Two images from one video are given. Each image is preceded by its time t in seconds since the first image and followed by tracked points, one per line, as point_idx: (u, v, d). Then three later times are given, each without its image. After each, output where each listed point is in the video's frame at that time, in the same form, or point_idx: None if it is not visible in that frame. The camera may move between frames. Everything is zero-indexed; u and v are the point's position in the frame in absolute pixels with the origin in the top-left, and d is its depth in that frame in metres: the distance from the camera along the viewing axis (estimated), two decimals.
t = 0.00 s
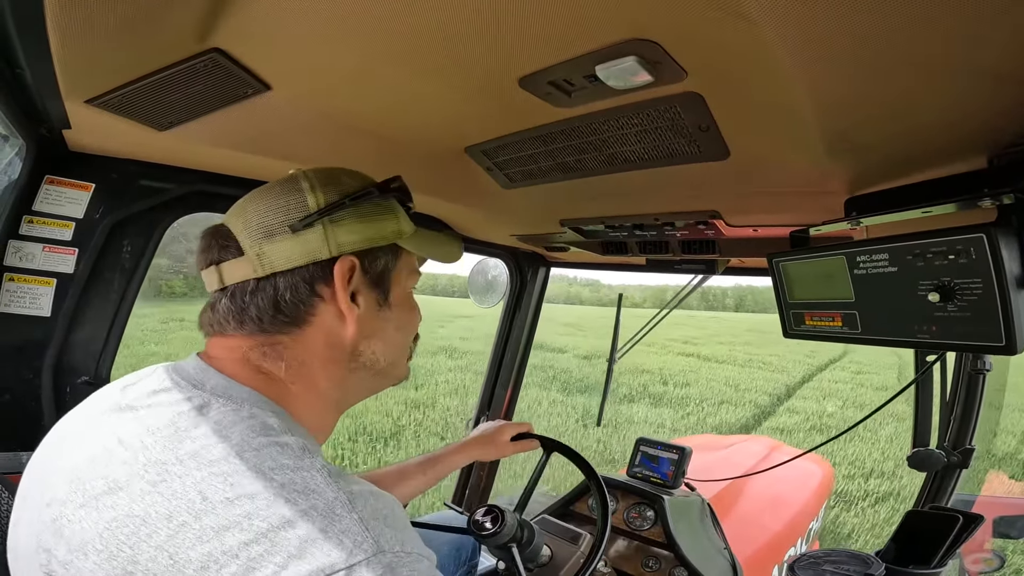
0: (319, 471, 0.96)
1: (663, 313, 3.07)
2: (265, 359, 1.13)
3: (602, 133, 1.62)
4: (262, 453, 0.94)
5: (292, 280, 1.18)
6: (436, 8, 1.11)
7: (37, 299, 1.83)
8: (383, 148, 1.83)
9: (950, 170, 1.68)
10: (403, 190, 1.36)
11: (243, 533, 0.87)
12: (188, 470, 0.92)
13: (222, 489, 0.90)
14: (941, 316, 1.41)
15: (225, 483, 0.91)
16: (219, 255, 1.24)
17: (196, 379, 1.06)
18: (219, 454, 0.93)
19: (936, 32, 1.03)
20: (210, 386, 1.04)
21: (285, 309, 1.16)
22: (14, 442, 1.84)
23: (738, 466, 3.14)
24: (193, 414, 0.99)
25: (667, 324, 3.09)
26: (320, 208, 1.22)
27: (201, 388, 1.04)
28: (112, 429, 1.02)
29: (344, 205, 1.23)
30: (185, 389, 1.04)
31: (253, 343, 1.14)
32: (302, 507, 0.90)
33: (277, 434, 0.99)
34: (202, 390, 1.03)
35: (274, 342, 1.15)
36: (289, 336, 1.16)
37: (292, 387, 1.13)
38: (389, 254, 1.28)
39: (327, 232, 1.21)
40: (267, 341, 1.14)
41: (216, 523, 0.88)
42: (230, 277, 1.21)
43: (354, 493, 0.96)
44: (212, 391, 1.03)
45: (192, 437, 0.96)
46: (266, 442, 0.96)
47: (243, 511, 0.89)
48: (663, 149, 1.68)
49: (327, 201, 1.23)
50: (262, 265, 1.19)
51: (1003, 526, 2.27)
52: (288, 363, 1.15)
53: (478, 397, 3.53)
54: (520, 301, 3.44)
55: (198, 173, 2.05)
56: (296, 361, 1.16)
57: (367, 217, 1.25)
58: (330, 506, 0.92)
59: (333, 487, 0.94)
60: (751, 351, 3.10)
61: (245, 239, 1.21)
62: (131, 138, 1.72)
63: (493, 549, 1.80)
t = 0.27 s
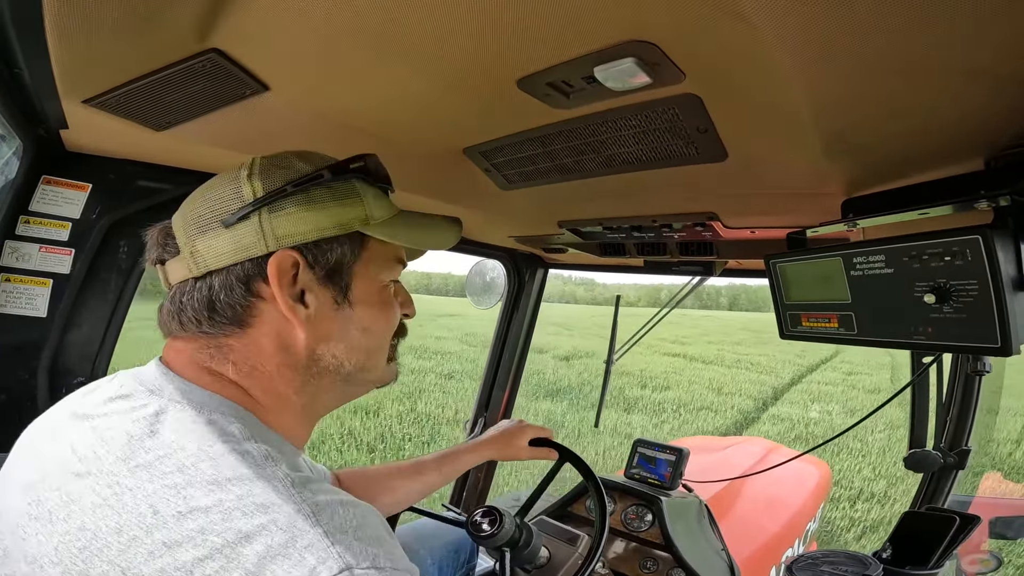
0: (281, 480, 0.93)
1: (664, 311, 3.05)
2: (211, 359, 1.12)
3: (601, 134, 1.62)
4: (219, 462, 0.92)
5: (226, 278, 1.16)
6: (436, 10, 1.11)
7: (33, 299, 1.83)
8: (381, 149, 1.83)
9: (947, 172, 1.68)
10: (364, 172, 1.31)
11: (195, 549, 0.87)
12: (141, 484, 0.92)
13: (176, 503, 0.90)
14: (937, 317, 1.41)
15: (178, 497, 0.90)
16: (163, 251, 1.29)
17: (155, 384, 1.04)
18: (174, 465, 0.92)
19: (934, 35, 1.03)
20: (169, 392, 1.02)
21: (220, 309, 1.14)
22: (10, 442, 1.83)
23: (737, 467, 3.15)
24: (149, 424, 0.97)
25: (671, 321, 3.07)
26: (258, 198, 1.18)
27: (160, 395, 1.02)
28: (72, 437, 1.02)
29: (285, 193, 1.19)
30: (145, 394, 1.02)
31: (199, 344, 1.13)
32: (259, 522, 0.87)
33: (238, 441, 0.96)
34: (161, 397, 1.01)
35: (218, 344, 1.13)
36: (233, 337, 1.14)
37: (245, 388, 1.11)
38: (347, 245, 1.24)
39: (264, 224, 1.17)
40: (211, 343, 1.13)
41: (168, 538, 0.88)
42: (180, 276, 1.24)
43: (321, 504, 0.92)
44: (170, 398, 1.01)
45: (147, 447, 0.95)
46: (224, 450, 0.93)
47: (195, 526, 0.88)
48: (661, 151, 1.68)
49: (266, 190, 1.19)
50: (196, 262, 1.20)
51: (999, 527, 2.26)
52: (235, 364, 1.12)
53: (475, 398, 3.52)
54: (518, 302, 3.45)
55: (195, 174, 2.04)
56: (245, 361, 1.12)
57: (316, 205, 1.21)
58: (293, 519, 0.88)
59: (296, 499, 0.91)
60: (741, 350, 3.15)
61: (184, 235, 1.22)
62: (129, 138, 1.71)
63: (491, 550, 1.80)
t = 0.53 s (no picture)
0: (284, 490, 0.87)
1: (662, 310, 3.06)
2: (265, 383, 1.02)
3: (597, 134, 1.62)
4: (223, 471, 0.87)
5: (324, 301, 1.06)
6: (431, 10, 1.11)
7: (29, 302, 1.82)
8: (378, 149, 1.82)
9: (942, 170, 1.69)
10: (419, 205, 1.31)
11: (198, 558, 0.81)
12: (147, 490, 0.86)
13: (178, 512, 0.84)
14: (934, 315, 1.42)
15: (181, 505, 0.84)
16: (218, 251, 1.03)
17: (166, 393, 0.98)
18: (180, 472, 0.87)
19: (930, 34, 1.03)
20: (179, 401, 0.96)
21: (312, 331, 1.04)
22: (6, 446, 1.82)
23: (735, 466, 3.13)
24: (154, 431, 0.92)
25: (669, 321, 3.08)
26: (362, 224, 1.11)
27: (170, 404, 0.96)
28: (75, 446, 0.97)
29: (378, 225, 1.15)
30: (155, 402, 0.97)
31: (253, 364, 1.02)
32: (259, 532, 0.82)
33: (246, 449, 0.91)
34: (171, 406, 0.95)
35: (276, 364, 1.03)
36: (304, 362, 1.05)
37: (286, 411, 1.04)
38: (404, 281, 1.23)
39: (364, 253, 1.10)
40: (276, 367, 1.03)
41: (171, 548, 0.82)
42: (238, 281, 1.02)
43: (324, 514, 0.88)
44: (180, 407, 0.95)
45: (152, 454, 0.90)
46: (230, 458, 0.88)
47: (198, 535, 0.82)
48: (658, 150, 1.68)
49: (364, 217, 1.13)
50: (295, 280, 1.03)
51: (998, 525, 2.28)
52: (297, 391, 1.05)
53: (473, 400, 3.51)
54: (515, 302, 3.45)
55: (191, 176, 2.04)
56: (308, 387, 1.07)
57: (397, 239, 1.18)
58: (294, 530, 0.83)
59: (301, 508, 0.86)
60: (734, 349, 3.17)
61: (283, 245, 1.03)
62: (124, 140, 1.70)
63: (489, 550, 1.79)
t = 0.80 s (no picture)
0: (349, 460, 0.97)
1: (663, 310, 3.04)
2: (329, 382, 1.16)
3: (595, 137, 1.63)
4: (295, 443, 0.95)
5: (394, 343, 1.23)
6: (430, 13, 1.11)
7: (26, 304, 1.81)
8: (376, 152, 1.82)
9: (939, 172, 1.69)
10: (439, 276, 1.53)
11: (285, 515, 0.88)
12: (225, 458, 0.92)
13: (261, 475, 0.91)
14: (930, 317, 1.42)
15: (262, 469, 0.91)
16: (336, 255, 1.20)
17: (225, 378, 1.04)
18: (256, 443, 0.93)
19: (925, 37, 1.04)
20: (238, 384, 1.03)
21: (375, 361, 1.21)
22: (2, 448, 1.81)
23: (733, 467, 3.14)
24: (220, 409, 0.98)
25: (670, 320, 3.06)
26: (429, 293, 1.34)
27: (229, 386, 1.02)
28: (132, 425, 0.99)
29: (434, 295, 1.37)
30: (213, 385, 1.03)
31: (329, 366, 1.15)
32: (337, 492, 0.91)
33: (307, 428, 0.99)
34: (230, 388, 1.02)
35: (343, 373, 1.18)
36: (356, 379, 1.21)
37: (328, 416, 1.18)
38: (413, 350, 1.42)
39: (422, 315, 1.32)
40: (344, 374, 1.18)
41: (256, 507, 0.88)
42: (341, 293, 1.18)
43: (383, 482, 0.98)
44: (239, 389, 1.02)
45: (226, 427, 0.95)
46: (298, 434, 0.97)
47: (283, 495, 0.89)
48: (656, 153, 1.68)
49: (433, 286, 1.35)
50: (386, 312, 1.20)
51: (997, 527, 2.27)
52: (338, 396, 1.18)
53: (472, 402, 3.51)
54: (514, 304, 3.44)
55: (189, 178, 2.03)
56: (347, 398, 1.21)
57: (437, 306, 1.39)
58: (364, 491, 0.93)
59: (364, 475, 0.96)
60: (723, 349, 3.15)
61: (392, 280, 1.23)
62: (121, 142, 1.70)
63: (487, 552, 1.79)
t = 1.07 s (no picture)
0: (378, 444, 1.07)
1: (661, 309, 3.06)
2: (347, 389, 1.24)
3: (595, 134, 1.62)
4: (332, 427, 1.04)
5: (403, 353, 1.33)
6: (431, 9, 1.11)
7: (24, 299, 1.81)
8: (376, 148, 1.82)
9: (939, 173, 1.69)
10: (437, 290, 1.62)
11: (331, 483, 0.96)
12: (274, 436, 1.00)
13: (308, 450, 0.99)
14: (929, 317, 1.42)
15: (308, 446, 0.99)
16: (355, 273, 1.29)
17: (262, 373, 1.13)
18: (299, 425, 1.02)
19: (927, 37, 1.04)
20: (276, 379, 1.12)
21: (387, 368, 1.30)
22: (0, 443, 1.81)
23: (730, 465, 3.18)
24: (264, 398, 1.06)
25: (669, 319, 3.08)
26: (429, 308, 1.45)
27: (268, 380, 1.11)
28: (184, 411, 1.06)
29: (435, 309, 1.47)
30: (254, 379, 1.11)
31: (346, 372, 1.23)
32: (372, 465, 1.01)
33: (339, 417, 1.09)
34: (269, 382, 1.10)
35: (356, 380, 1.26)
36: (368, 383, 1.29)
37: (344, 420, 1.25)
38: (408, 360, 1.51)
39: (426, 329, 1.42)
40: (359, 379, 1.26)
41: (306, 476, 0.96)
42: (362, 306, 1.27)
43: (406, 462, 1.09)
44: (278, 383, 1.10)
45: (271, 412, 1.03)
46: (332, 421, 1.06)
47: (328, 466, 0.98)
48: (656, 151, 1.68)
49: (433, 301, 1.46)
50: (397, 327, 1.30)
51: (992, 528, 2.34)
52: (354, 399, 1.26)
53: (471, 399, 3.45)
54: (512, 302, 3.40)
55: (188, 173, 2.03)
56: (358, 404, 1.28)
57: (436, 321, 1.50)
58: (392, 466, 1.03)
59: (390, 454, 1.06)
60: (712, 350, 3.22)
61: (400, 296, 1.33)
62: (121, 137, 1.70)
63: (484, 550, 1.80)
